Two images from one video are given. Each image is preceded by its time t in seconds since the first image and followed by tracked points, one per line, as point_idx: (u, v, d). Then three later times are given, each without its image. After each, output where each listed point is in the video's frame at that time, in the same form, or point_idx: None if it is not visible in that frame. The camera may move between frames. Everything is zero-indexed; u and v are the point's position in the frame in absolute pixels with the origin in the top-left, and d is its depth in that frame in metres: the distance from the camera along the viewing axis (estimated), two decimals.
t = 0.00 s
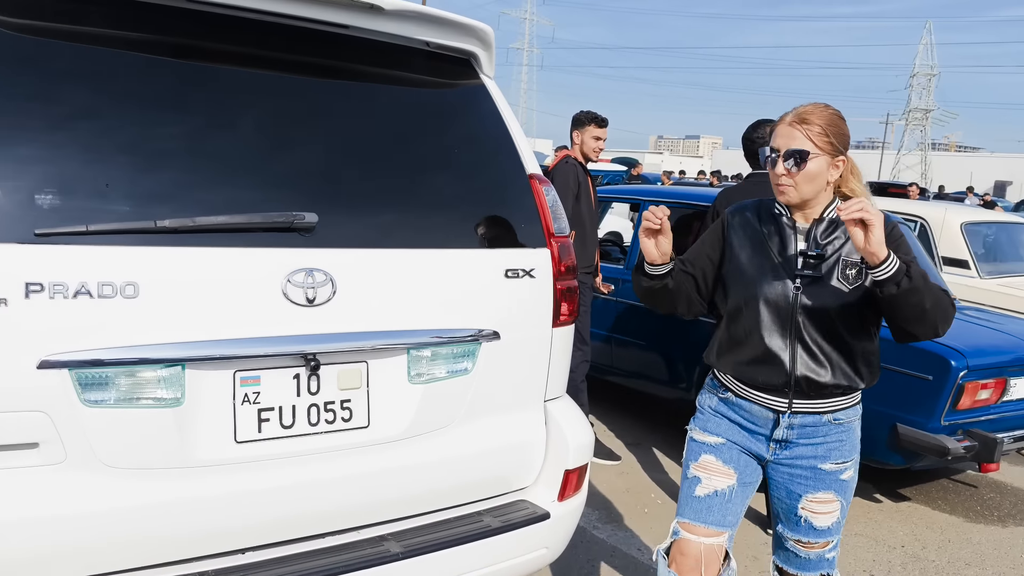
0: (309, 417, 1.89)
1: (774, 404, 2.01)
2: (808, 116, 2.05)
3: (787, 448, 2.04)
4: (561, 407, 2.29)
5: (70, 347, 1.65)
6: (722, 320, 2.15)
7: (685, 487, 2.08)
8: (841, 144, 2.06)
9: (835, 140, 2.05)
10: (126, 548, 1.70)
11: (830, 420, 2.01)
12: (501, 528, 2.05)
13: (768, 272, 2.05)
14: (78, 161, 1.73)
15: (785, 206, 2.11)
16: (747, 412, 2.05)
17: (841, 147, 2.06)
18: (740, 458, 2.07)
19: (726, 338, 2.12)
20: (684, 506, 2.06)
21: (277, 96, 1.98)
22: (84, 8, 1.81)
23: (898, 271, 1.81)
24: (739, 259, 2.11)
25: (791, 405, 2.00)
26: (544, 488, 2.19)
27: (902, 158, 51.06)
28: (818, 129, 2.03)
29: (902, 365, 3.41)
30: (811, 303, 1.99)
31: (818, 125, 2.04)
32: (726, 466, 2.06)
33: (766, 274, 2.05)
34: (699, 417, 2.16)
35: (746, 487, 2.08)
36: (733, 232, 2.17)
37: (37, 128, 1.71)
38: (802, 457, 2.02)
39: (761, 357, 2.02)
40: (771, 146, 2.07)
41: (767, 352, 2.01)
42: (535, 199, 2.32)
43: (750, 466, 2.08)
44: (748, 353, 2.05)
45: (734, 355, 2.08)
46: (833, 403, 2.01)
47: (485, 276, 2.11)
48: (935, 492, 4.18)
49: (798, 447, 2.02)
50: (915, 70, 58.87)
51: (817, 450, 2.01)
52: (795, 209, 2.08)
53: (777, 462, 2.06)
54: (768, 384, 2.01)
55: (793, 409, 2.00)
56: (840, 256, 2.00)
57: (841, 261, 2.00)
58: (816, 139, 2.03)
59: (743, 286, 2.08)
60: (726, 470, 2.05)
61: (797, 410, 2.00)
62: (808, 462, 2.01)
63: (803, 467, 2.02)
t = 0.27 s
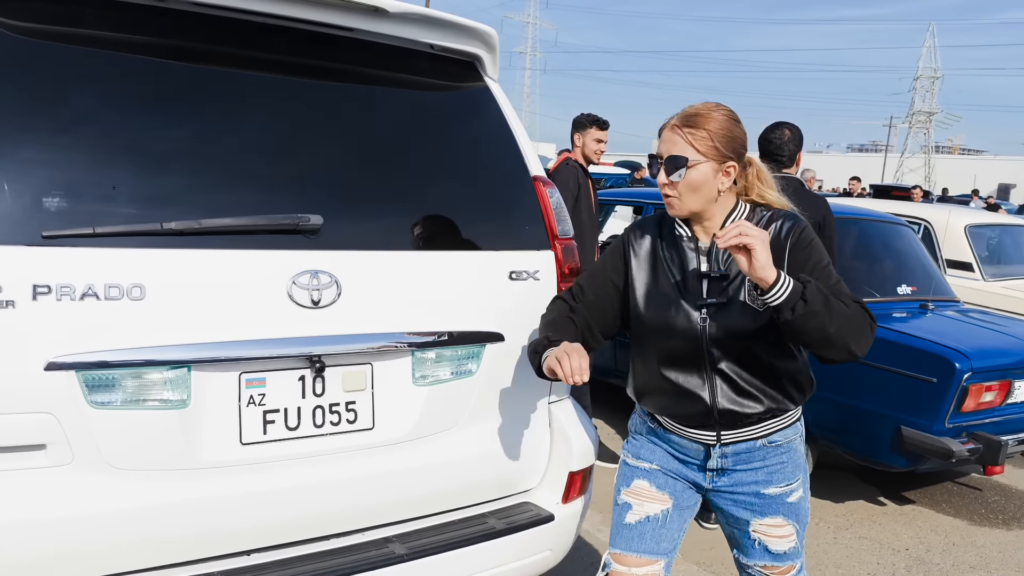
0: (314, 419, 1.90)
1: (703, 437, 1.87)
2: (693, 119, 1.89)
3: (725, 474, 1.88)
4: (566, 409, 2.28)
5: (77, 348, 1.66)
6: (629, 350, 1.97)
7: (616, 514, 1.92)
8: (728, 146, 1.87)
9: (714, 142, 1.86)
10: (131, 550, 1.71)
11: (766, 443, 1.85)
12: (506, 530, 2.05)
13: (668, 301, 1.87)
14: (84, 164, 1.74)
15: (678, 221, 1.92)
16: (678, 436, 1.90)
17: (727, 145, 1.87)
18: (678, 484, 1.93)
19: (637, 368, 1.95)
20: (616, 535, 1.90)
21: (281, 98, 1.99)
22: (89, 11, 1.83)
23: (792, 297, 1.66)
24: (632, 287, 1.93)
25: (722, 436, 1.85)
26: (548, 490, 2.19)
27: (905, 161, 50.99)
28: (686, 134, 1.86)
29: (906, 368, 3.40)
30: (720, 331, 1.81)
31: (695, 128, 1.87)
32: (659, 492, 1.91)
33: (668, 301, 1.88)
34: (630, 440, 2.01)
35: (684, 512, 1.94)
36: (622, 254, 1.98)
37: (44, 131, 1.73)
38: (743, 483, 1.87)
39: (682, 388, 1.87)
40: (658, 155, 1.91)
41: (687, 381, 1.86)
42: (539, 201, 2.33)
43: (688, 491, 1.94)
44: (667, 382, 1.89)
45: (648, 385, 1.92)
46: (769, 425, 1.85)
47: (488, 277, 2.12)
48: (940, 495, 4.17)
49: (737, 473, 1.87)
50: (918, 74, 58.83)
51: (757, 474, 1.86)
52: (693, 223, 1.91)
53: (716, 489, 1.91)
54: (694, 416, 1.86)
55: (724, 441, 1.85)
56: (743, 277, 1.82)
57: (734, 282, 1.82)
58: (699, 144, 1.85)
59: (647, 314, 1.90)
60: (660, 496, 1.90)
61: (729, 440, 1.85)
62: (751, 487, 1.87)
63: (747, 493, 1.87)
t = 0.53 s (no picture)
0: (332, 420, 1.90)
1: (679, 441, 1.85)
2: (604, 119, 1.78)
3: (707, 470, 1.88)
4: (584, 409, 2.27)
5: (99, 348, 1.66)
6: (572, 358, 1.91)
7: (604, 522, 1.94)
8: (632, 147, 1.78)
9: (616, 144, 1.77)
10: (151, 550, 1.71)
11: (745, 436, 1.85)
12: (523, 530, 2.05)
13: (613, 310, 1.81)
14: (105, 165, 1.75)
15: (609, 231, 1.84)
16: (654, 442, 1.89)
17: (630, 144, 1.77)
18: (662, 485, 1.93)
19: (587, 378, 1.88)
20: (607, 544, 1.92)
21: (300, 100, 1.99)
22: (109, 13, 1.84)
23: (747, 330, 1.62)
24: (574, 294, 1.85)
25: (695, 439, 1.83)
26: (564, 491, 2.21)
27: (913, 162, 50.81)
28: (586, 137, 1.78)
29: (921, 369, 3.39)
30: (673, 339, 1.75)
31: (597, 131, 1.78)
32: (643, 496, 1.92)
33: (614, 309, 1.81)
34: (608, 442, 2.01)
35: (672, 510, 1.95)
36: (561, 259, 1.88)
37: (66, 133, 1.74)
38: (726, 475, 1.87)
39: (640, 401, 1.81)
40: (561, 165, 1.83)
41: (647, 393, 1.80)
42: (556, 201, 2.34)
43: (673, 489, 1.95)
44: (623, 393, 1.83)
45: (605, 395, 1.86)
46: (740, 421, 1.83)
47: (504, 279, 2.13)
48: (956, 498, 4.15)
49: (719, 466, 1.87)
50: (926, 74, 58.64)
51: (740, 464, 1.86)
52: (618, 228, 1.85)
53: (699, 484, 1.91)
54: (665, 425, 1.83)
55: (700, 443, 1.84)
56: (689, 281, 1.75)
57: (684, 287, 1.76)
58: (597, 151, 1.77)
59: (593, 325, 1.84)
60: (644, 500, 1.92)
61: (704, 442, 1.84)
62: (734, 479, 1.87)
63: (731, 486, 1.88)
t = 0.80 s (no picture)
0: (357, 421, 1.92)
1: (673, 449, 1.80)
2: (574, 128, 1.67)
3: (704, 474, 1.82)
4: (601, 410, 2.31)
5: (126, 349, 1.67)
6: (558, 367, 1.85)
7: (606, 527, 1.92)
8: (604, 157, 1.67)
9: (587, 155, 1.67)
10: (177, 551, 1.72)
11: (741, 441, 1.78)
12: (546, 532, 2.05)
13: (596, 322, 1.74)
14: (131, 166, 1.76)
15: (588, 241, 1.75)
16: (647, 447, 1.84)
17: (600, 150, 1.66)
18: (660, 489, 1.89)
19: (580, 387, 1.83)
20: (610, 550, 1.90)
21: (323, 102, 2.00)
22: (135, 17, 1.85)
23: (731, 362, 1.58)
24: (558, 306, 1.79)
25: (689, 448, 1.78)
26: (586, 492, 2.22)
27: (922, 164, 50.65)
28: (556, 148, 1.67)
29: (940, 371, 3.38)
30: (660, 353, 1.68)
31: (567, 143, 1.66)
32: (642, 501, 1.88)
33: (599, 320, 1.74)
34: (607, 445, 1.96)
35: (672, 515, 1.91)
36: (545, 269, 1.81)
37: (93, 135, 1.75)
38: (723, 479, 1.82)
39: (633, 412, 1.76)
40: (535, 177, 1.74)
41: (638, 406, 1.75)
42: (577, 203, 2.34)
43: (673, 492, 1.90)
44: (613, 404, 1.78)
45: (597, 406, 1.82)
46: (735, 428, 1.77)
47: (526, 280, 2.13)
48: (975, 500, 4.13)
49: (715, 470, 1.81)
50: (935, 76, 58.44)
51: (737, 468, 1.81)
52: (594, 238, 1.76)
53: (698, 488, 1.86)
54: (657, 435, 1.78)
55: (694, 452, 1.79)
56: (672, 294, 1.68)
57: (670, 299, 1.68)
58: (567, 164, 1.66)
59: (579, 341, 1.77)
60: (643, 505, 1.88)
61: (697, 450, 1.78)
62: (730, 483, 1.82)
63: (729, 490, 1.83)
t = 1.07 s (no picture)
0: (367, 423, 1.91)
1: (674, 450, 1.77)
2: (633, 101, 1.73)
3: (708, 480, 1.79)
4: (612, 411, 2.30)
5: (138, 351, 1.67)
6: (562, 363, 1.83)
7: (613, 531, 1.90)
8: (654, 134, 1.74)
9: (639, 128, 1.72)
10: (188, 551, 1.72)
11: (745, 447, 1.74)
12: (556, 533, 2.05)
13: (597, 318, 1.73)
14: (143, 169, 1.77)
15: (599, 233, 1.76)
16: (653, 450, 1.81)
17: (648, 126, 1.73)
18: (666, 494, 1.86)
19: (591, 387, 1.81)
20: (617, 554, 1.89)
21: (334, 104, 2.01)
22: (147, 19, 1.85)
23: (722, 359, 1.54)
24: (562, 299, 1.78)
25: (690, 450, 1.75)
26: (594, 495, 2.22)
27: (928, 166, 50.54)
28: (610, 116, 1.70)
29: (949, 372, 3.37)
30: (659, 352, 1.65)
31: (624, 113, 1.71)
32: (648, 507, 1.85)
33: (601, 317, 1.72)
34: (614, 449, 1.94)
35: (680, 521, 1.87)
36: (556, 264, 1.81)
37: (105, 137, 1.75)
38: (728, 485, 1.78)
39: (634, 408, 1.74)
40: (569, 149, 1.73)
41: (640, 405, 1.73)
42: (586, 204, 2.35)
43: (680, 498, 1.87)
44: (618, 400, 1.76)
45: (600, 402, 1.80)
46: (740, 433, 1.73)
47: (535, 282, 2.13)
48: (984, 503, 4.12)
49: (720, 476, 1.77)
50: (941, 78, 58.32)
51: (742, 475, 1.77)
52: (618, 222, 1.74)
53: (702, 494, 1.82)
54: (658, 435, 1.75)
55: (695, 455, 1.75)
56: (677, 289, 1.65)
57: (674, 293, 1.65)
58: (619, 133, 1.70)
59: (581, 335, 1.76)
60: (649, 511, 1.85)
61: (698, 453, 1.75)
62: (735, 490, 1.78)
63: (734, 497, 1.79)
